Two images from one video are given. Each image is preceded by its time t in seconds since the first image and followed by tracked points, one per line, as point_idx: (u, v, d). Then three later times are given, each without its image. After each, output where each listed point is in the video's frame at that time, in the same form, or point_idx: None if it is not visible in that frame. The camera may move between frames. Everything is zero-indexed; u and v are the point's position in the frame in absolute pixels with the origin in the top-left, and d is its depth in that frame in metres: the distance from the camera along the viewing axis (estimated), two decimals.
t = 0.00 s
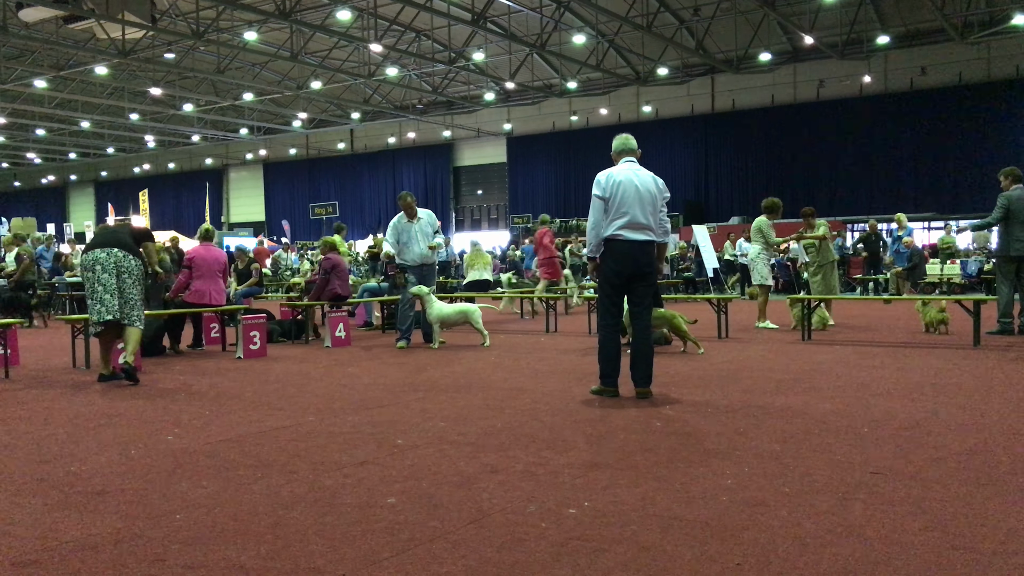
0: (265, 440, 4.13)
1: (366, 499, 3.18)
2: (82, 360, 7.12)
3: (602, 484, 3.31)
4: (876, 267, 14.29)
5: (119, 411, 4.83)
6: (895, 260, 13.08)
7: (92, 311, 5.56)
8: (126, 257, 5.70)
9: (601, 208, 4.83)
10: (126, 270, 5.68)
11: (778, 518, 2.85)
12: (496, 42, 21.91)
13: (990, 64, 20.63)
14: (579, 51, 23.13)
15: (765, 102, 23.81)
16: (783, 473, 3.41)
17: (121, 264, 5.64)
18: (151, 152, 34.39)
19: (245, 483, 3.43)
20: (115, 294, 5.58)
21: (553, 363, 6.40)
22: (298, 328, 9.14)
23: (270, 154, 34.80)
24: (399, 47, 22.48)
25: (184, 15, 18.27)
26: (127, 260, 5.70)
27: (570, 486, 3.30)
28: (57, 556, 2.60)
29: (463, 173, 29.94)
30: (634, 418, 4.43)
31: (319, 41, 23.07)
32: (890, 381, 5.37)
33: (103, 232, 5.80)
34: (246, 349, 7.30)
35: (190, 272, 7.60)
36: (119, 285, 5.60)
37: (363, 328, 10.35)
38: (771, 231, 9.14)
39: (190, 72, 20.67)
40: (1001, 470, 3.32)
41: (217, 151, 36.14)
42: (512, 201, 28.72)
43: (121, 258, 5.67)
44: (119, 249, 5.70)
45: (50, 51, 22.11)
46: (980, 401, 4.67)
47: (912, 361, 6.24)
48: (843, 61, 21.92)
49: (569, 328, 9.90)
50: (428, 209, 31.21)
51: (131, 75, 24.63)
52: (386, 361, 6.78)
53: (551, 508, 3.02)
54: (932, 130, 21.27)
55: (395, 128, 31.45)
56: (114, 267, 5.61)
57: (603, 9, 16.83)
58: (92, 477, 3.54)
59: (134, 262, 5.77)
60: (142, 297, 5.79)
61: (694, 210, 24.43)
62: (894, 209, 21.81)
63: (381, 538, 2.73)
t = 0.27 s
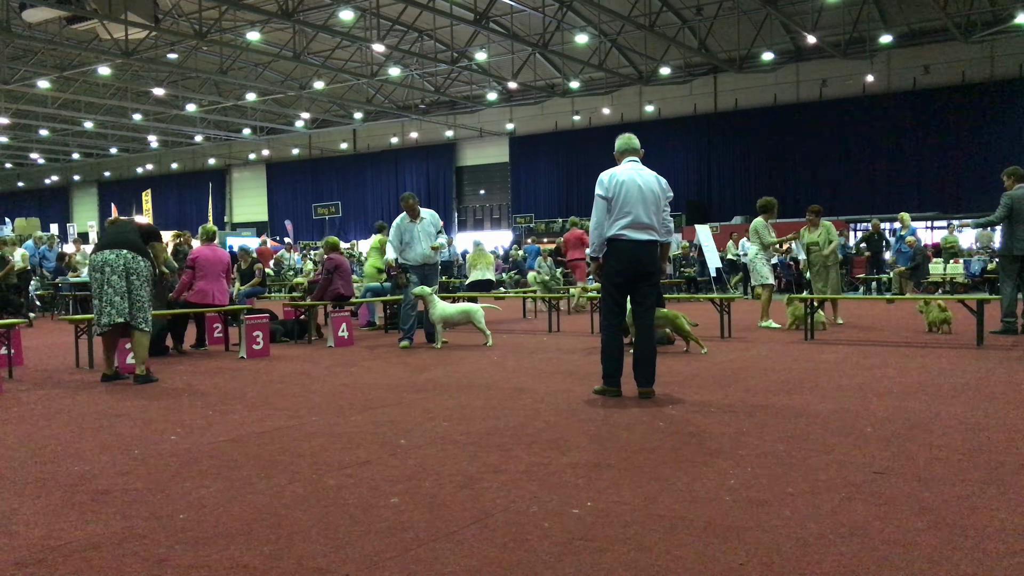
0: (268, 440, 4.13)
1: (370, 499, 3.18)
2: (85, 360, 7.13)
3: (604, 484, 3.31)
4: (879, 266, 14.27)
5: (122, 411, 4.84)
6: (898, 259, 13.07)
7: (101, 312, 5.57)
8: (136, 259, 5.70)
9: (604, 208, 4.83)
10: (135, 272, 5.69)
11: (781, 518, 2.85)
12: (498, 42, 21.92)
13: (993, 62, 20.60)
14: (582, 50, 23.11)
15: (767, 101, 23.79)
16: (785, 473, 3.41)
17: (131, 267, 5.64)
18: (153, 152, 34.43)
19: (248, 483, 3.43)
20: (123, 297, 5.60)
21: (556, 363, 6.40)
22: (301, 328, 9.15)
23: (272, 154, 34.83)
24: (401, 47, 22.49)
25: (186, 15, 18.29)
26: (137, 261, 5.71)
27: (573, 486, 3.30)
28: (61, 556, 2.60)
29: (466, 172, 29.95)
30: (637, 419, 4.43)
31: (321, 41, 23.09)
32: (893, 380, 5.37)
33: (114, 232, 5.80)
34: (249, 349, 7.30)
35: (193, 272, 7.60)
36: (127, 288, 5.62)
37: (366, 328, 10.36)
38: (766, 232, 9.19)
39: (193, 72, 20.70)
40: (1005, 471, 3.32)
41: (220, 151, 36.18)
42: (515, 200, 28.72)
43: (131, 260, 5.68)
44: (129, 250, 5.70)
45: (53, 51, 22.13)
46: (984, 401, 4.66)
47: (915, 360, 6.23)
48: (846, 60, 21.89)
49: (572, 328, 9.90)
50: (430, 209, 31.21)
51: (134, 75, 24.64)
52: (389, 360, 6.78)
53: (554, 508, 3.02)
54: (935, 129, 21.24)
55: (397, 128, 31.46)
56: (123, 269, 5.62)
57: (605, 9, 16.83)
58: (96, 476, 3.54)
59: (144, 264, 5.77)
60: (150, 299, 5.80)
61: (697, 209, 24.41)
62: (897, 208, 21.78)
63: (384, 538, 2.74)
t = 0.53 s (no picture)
0: (271, 440, 4.13)
1: (372, 498, 3.18)
2: (88, 360, 7.13)
3: (607, 484, 3.31)
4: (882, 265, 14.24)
5: (126, 410, 4.84)
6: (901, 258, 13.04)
7: (113, 312, 5.57)
8: (149, 262, 5.73)
9: (607, 207, 4.82)
10: (148, 274, 5.72)
11: (785, 518, 2.84)
12: (501, 41, 21.92)
13: (996, 61, 20.56)
14: (584, 49, 23.11)
15: (770, 100, 23.76)
16: (789, 472, 3.41)
17: (145, 269, 5.67)
18: (156, 151, 34.47)
19: (251, 482, 3.43)
20: (136, 299, 5.62)
21: (559, 362, 6.40)
22: (304, 328, 9.16)
23: (276, 153, 34.84)
24: (404, 46, 22.51)
25: (190, 15, 18.31)
26: (150, 264, 5.74)
27: (576, 485, 3.29)
28: (65, 556, 2.60)
29: (469, 171, 29.95)
30: (640, 418, 4.42)
31: (324, 41, 23.10)
32: (896, 379, 5.36)
33: (127, 232, 5.81)
34: (252, 348, 7.31)
35: (196, 272, 7.61)
36: (141, 290, 5.64)
37: (369, 327, 10.36)
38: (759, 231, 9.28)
39: (196, 72, 20.72)
40: (1010, 470, 3.31)
41: (223, 150, 36.20)
42: (518, 199, 28.73)
43: (144, 262, 5.71)
44: (143, 253, 5.73)
45: (56, 51, 22.17)
46: (988, 400, 4.65)
47: (919, 359, 6.22)
48: (849, 58, 21.86)
49: (575, 327, 9.90)
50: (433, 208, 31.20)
51: (137, 75, 24.67)
52: (392, 360, 6.78)
53: (557, 507, 3.01)
54: (938, 128, 21.20)
55: (400, 127, 31.48)
56: (137, 271, 5.65)
57: (608, 8, 16.81)
58: (100, 476, 3.55)
59: (156, 267, 5.80)
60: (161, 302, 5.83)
61: (699, 208, 24.39)
62: (900, 207, 21.75)
63: (387, 538, 2.73)
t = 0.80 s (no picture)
0: (273, 440, 4.13)
1: (373, 499, 3.18)
2: (90, 360, 7.14)
3: (608, 484, 3.31)
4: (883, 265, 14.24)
5: (127, 411, 4.84)
6: (902, 258, 13.03)
7: (114, 312, 5.58)
8: (149, 260, 5.72)
9: (608, 207, 4.84)
10: (148, 274, 5.71)
11: (784, 517, 2.84)
12: (502, 41, 21.92)
13: (998, 61, 20.54)
14: (586, 50, 23.10)
15: (771, 100, 23.75)
16: (790, 473, 3.40)
17: (144, 268, 5.67)
18: (157, 152, 34.48)
19: (252, 482, 3.44)
20: (135, 297, 5.61)
21: (560, 362, 6.40)
22: (306, 328, 9.16)
23: (277, 153, 34.87)
24: (405, 46, 22.50)
25: (191, 15, 18.30)
26: (150, 262, 5.73)
27: (577, 486, 3.29)
28: (65, 556, 2.61)
29: (470, 172, 29.96)
30: (641, 418, 4.42)
31: (325, 41, 23.10)
32: (897, 380, 5.36)
33: (129, 232, 5.83)
34: (254, 349, 7.31)
35: (198, 272, 7.61)
36: (141, 289, 5.64)
37: (369, 328, 10.36)
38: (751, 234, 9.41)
39: (197, 72, 20.72)
40: (1011, 471, 3.31)
41: (224, 150, 36.22)
42: (519, 199, 28.73)
43: (144, 261, 5.70)
44: (143, 251, 5.73)
45: (58, 51, 22.16)
46: (990, 400, 4.65)
47: (920, 360, 6.22)
48: (850, 58, 21.85)
49: (576, 327, 9.91)
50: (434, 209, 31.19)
51: (138, 75, 24.67)
52: (393, 360, 6.78)
53: (558, 508, 3.02)
54: (939, 128, 21.20)
55: (401, 127, 31.50)
56: (137, 270, 5.65)
57: (609, 8, 16.81)
58: (100, 476, 3.55)
59: (157, 266, 5.79)
60: (163, 302, 5.81)
61: (700, 208, 24.39)
62: (902, 207, 21.73)
63: (387, 538, 2.74)
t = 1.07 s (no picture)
0: (274, 440, 4.13)
1: (374, 498, 3.18)
2: (91, 360, 7.14)
3: (609, 484, 3.31)
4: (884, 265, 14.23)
5: (128, 410, 4.84)
6: (903, 259, 13.03)
7: (112, 311, 5.58)
8: (148, 259, 5.71)
9: (608, 207, 4.83)
10: (146, 272, 5.70)
11: (785, 517, 2.84)
12: (503, 41, 21.91)
13: (999, 61, 20.53)
14: (586, 50, 23.10)
15: (772, 100, 23.75)
16: (791, 473, 3.40)
17: (144, 266, 5.66)
18: (158, 152, 34.47)
19: (253, 482, 3.44)
20: (134, 296, 5.60)
21: (561, 362, 6.40)
22: (306, 328, 9.15)
23: (278, 153, 34.87)
24: (406, 46, 22.48)
25: (192, 15, 18.28)
26: (149, 261, 5.73)
27: (578, 486, 3.29)
28: (66, 555, 2.61)
29: (470, 172, 29.94)
30: (641, 418, 4.42)
31: (326, 41, 23.09)
32: (898, 381, 5.35)
33: (128, 231, 5.82)
34: (254, 348, 7.31)
35: (198, 272, 7.61)
36: (139, 287, 5.63)
37: (370, 327, 10.37)
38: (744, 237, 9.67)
39: (199, 72, 20.70)
40: (1013, 471, 3.30)
41: (225, 150, 36.21)
42: (520, 199, 28.72)
43: (144, 260, 5.70)
44: (142, 250, 5.72)
45: (58, 51, 22.15)
46: (993, 401, 4.64)
47: (922, 360, 6.21)
48: (851, 59, 21.84)
49: (577, 327, 9.90)
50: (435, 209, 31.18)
51: (139, 75, 24.65)
52: (393, 360, 6.78)
53: (558, 507, 3.02)
54: (940, 129, 21.19)
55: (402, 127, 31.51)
56: (136, 268, 5.64)
57: (610, 8, 16.81)
58: (101, 475, 3.55)
59: (156, 265, 5.79)
60: (162, 300, 5.80)
61: (701, 208, 24.38)
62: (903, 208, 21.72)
63: (387, 537, 2.74)
